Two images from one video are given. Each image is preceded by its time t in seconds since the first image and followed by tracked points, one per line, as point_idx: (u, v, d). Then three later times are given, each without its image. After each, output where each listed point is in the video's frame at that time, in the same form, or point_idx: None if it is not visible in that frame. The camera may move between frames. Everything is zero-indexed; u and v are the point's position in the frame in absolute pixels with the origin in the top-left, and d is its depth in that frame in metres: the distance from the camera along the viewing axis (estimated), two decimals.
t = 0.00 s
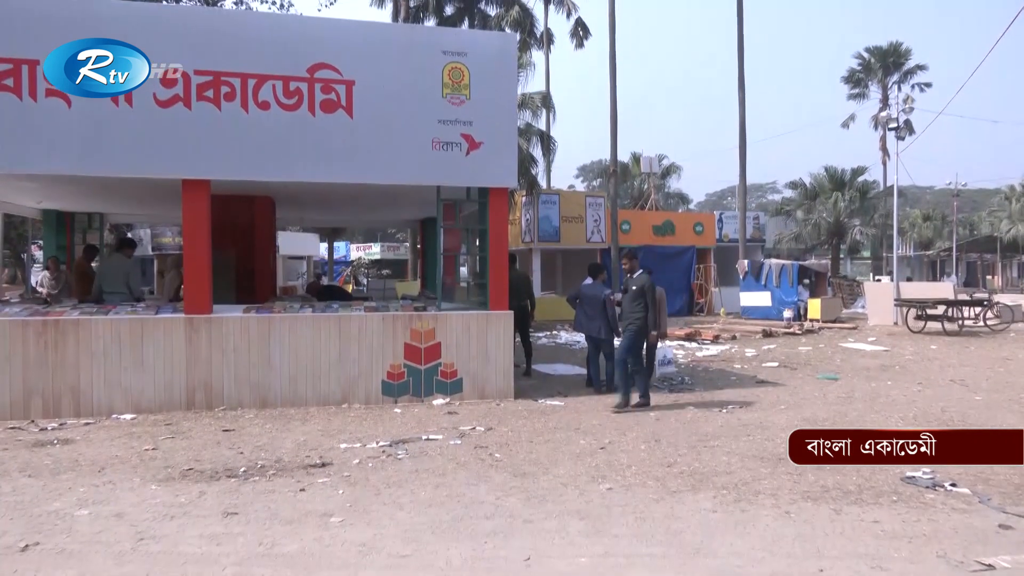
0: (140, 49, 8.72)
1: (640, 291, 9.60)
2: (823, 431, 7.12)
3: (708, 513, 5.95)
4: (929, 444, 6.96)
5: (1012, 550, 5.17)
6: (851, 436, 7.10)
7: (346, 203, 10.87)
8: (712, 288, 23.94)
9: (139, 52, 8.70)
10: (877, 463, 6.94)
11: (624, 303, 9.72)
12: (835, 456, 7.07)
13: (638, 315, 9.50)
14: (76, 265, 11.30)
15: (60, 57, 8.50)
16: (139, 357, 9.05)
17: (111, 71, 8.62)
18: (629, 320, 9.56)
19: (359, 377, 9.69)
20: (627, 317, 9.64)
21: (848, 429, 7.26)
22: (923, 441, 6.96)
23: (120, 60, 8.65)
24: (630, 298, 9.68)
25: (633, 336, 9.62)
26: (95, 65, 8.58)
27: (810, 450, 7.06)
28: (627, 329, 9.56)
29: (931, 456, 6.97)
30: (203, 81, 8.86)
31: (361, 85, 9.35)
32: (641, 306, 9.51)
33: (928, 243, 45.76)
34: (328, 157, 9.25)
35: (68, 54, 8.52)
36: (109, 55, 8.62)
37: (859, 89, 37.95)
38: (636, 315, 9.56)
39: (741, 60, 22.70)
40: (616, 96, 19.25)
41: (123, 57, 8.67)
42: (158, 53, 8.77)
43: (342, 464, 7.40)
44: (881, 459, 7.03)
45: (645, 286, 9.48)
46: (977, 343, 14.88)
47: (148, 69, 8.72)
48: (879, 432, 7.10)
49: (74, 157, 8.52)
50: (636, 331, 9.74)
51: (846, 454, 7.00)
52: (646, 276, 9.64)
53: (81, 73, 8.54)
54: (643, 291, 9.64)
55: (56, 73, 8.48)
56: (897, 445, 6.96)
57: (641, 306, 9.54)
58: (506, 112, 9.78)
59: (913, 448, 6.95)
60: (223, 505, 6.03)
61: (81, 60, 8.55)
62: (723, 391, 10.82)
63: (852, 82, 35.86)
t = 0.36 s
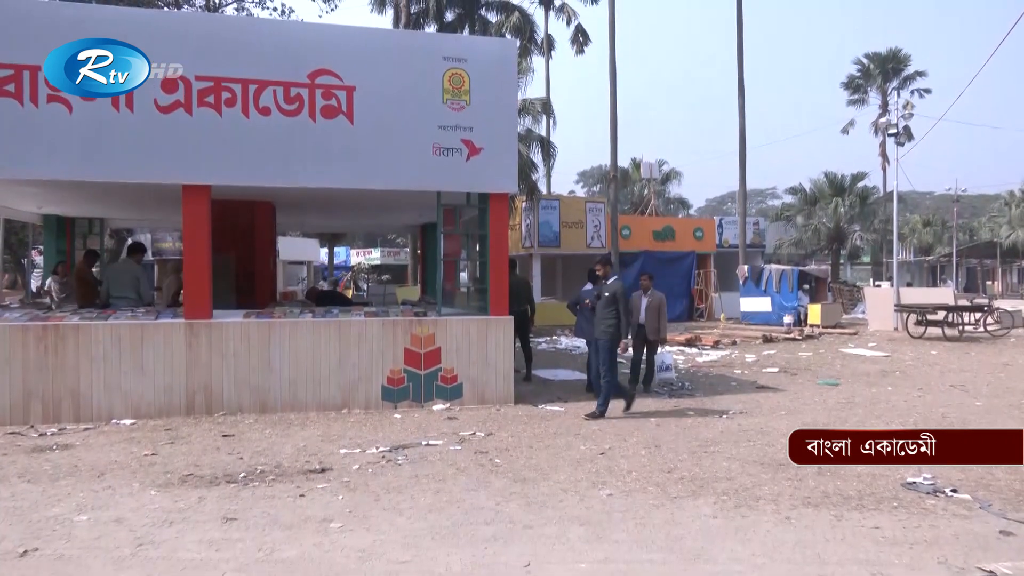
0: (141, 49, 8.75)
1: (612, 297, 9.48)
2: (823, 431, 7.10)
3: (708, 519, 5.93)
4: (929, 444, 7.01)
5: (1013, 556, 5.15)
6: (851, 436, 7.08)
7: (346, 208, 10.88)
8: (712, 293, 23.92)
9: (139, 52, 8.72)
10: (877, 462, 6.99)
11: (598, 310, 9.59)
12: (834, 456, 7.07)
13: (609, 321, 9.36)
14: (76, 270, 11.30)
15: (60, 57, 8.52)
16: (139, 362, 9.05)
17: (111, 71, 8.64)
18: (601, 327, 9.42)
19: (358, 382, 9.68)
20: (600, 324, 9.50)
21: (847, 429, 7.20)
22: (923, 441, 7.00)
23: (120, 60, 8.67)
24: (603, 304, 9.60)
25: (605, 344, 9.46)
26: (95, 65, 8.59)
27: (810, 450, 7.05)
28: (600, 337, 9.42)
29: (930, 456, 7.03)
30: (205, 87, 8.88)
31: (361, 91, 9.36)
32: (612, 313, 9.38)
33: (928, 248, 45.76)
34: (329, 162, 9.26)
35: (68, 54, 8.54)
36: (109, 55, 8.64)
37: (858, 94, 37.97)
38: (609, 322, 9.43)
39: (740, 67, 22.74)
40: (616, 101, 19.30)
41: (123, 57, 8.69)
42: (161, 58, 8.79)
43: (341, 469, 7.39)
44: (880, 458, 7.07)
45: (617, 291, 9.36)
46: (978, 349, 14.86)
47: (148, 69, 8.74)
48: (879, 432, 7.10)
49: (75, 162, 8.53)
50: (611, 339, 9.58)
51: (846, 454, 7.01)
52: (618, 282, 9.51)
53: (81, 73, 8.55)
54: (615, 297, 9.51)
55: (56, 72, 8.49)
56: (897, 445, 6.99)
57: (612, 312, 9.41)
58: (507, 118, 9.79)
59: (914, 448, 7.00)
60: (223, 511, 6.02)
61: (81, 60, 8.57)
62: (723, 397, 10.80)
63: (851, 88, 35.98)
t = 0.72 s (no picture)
0: (141, 49, 8.76)
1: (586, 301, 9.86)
2: (823, 432, 7.24)
3: (709, 524, 5.93)
4: (929, 444, 7.16)
5: (1016, 561, 5.15)
6: (851, 437, 7.23)
7: (347, 212, 10.89)
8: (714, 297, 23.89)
9: (139, 52, 8.73)
10: (876, 462, 7.14)
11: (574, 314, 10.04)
12: (835, 457, 7.20)
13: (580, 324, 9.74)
14: (79, 274, 11.31)
15: (60, 57, 8.53)
16: (140, 366, 9.05)
17: (111, 71, 8.66)
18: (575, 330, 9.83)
19: (359, 386, 9.68)
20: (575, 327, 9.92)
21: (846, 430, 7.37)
22: (923, 441, 7.16)
23: (120, 60, 8.68)
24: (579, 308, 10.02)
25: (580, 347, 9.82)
26: (95, 65, 8.61)
27: (810, 450, 7.18)
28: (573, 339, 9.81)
29: (930, 456, 7.19)
30: (206, 91, 8.90)
31: (363, 95, 9.37)
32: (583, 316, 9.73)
33: (930, 252, 45.72)
34: (330, 167, 9.28)
35: (68, 54, 8.56)
36: (109, 55, 8.66)
37: (859, 99, 38.01)
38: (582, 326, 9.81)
39: (741, 71, 22.77)
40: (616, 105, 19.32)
41: (123, 57, 8.71)
42: (164, 62, 8.81)
43: (343, 473, 7.39)
44: (879, 459, 7.24)
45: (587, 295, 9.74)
46: (980, 353, 14.84)
47: (148, 69, 8.76)
48: (879, 433, 7.28)
49: (77, 166, 8.55)
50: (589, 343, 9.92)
51: (846, 454, 7.14)
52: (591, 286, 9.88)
53: (81, 73, 8.57)
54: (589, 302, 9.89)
55: (56, 73, 8.51)
56: (896, 445, 7.17)
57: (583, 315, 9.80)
58: (508, 122, 9.80)
59: (914, 448, 7.17)
60: (224, 515, 6.02)
61: (81, 60, 8.59)
62: (724, 401, 10.80)
63: (852, 92, 36.11)
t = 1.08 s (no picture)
0: (142, 50, 8.78)
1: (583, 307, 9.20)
2: (823, 433, 7.41)
3: (737, 532, 5.85)
4: (929, 444, 7.28)
5: None
6: (851, 437, 7.38)
7: (373, 218, 10.93)
8: (740, 302, 23.68)
9: (139, 52, 8.77)
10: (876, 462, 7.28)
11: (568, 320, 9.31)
12: (835, 456, 7.33)
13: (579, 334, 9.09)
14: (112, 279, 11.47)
15: (60, 57, 8.59)
16: (170, 370, 9.12)
17: (111, 71, 8.70)
18: (572, 338, 9.16)
19: (384, 390, 9.68)
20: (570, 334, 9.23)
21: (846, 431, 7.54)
22: (923, 441, 7.28)
23: (120, 60, 8.73)
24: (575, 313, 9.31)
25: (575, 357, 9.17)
26: (95, 65, 8.67)
27: (810, 450, 7.30)
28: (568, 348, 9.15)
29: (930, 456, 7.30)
30: (235, 99, 8.97)
31: (389, 101, 9.40)
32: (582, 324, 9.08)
33: (961, 257, 45.01)
34: (357, 173, 9.31)
35: (68, 54, 8.62)
36: (109, 56, 8.71)
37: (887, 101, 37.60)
38: (580, 334, 9.15)
39: (768, 76, 22.59)
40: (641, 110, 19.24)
41: (123, 57, 8.75)
42: (193, 70, 8.89)
43: (368, 477, 7.39)
44: (878, 458, 7.38)
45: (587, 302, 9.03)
46: (1014, 360, 14.55)
47: (148, 69, 8.78)
48: (879, 433, 7.43)
49: (111, 174, 8.65)
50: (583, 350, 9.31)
51: (846, 454, 7.27)
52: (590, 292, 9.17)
53: (81, 73, 8.61)
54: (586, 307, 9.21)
55: (56, 73, 8.57)
56: (896, 445, 7.32)
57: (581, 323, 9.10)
58: (532, 127, 9.77)
59: (914, 448, 7.28)
60: (252, 517, 6.03)
61: (81, 60, 8.64)
62: (751, 408, 10.68)
63: (881, 95, 35.79)
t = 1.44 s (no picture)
0: (143, 50, 8.82)
1: (602, 311, 8.90)
2: (824, 433, 7.50)
3: (786, 541, 5.67)
4: (928, 444, 7.33)
5: None
6: (851, 437, 7.51)
7: (417, 221, 10.92)
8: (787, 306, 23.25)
9: (139, 52, 8.79)
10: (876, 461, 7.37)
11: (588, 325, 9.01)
12: (834, 456, 7.44)
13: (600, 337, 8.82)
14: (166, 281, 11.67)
15: (60, 57, 8.62)
16: (220, 370, 9.21)
17: (111, 71, 8.74)
18: (592, 342, 8.87)
19: (428, 392, 9.65)
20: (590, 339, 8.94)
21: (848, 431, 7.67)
22: (923, 441, 7.34)
23: (120, 60, 8.76)
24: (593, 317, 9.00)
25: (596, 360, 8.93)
26: (95, 65, 8.71)
27: (810, 450, 7.41)
28: (589, 352, 8.88)
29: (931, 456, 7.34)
30: (284, 106, 9.03)
31: (434, 106, 9.37)
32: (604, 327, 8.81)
33: (1020, 260, 43.58)
34: (402, 176, 9.31)
35: (68, 54, 8.65)
36: (109, 55, 8.75)
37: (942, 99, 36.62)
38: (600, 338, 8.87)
39: (816, 75, 22.14)
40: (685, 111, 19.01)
41: (123, 57, 8.79)
42: (243, 76, 8.97)
43: (412, 478, 7.36)
44: (879, 458, 7.47)
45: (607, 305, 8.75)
46: None
47: (148, 69, 8.82)
48: (880, 433, 7.53)
49: (166, 179, 8.79)
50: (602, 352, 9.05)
51: (845, 453, 7.40)
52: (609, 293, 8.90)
53: (81, 72, 8.65)
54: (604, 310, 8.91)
55: (56, 73, 8.61)
56: (896, 445, 7.40)
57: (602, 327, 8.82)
58: (575, 129, 9.67)
59: (913, 448, 7.35)
60: (299, 515, 6.03)
61: (81, 60, 8.67)
62: (800, 414, 10.42)
63: (935, 93, 34.96)
